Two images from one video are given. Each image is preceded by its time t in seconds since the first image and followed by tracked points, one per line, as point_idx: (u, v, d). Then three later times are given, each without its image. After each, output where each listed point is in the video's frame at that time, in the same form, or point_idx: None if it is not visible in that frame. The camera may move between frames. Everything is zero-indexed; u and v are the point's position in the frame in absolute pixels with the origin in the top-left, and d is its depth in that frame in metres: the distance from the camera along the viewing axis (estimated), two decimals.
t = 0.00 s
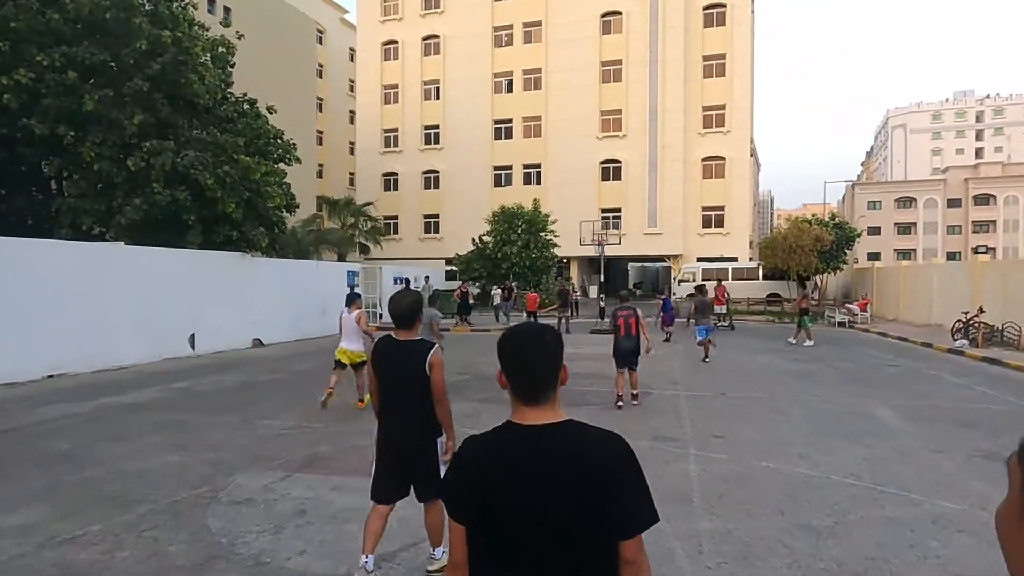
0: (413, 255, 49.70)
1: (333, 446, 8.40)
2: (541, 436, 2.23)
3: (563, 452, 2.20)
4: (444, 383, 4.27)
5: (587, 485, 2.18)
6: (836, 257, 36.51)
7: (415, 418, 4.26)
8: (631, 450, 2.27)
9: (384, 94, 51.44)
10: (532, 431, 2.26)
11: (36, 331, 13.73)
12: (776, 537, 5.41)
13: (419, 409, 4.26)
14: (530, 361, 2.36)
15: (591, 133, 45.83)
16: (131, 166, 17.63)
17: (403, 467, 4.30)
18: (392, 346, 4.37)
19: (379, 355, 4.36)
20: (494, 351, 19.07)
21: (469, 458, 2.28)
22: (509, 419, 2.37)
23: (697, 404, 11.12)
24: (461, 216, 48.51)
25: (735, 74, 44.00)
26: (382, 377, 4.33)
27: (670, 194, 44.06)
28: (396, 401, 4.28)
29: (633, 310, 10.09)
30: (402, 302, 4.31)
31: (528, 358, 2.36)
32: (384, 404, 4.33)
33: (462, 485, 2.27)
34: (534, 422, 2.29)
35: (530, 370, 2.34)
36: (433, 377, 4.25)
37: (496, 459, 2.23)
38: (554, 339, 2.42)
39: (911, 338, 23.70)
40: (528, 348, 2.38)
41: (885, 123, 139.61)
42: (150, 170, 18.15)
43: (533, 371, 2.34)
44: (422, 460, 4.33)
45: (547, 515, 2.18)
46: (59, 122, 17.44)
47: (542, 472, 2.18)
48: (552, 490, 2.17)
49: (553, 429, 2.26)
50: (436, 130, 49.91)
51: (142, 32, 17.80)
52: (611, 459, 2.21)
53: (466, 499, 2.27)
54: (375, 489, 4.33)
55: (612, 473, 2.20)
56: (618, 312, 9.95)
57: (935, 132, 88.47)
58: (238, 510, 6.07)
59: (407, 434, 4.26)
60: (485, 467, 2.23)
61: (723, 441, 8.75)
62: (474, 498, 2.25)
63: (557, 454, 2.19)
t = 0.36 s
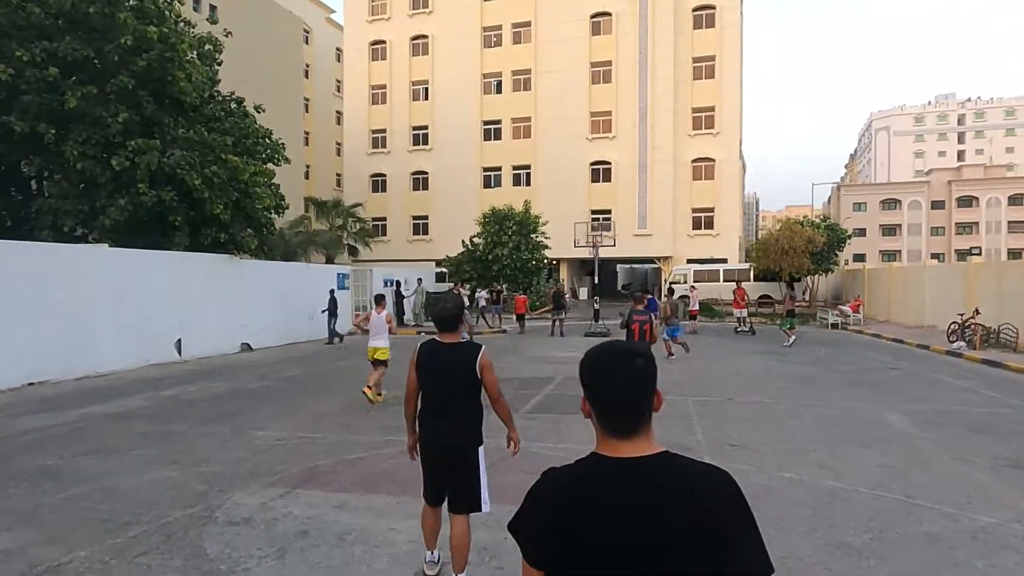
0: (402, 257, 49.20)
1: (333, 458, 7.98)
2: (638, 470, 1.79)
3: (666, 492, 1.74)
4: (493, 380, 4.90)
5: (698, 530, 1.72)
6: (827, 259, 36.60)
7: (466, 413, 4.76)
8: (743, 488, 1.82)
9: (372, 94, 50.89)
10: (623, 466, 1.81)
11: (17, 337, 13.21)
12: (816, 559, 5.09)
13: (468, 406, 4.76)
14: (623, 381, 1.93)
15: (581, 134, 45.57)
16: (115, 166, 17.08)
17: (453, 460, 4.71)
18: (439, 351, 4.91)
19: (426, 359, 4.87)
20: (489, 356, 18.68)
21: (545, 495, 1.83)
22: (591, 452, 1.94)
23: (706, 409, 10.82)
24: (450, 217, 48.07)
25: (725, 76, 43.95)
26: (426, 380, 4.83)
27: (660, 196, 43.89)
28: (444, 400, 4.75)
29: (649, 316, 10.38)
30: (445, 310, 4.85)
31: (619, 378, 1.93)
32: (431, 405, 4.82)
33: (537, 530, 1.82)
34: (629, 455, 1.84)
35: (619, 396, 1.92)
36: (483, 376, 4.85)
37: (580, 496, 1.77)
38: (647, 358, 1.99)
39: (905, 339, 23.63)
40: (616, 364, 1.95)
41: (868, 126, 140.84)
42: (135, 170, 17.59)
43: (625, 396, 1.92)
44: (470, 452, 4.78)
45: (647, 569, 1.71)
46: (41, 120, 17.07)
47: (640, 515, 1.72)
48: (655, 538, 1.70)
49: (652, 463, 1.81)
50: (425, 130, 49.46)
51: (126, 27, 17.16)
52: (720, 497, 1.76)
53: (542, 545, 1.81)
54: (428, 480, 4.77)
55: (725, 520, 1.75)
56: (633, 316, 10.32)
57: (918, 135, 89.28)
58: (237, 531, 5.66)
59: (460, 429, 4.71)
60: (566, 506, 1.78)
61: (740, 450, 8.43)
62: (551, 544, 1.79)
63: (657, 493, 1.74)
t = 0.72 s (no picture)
0: (383, 257, 48.62)
1: (328, 467, 7.61)
2: (797, 489, 1.71)
3: (838, 517, 1.67)
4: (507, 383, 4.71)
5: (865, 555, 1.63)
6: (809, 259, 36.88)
7: (480, 415, 4.57)
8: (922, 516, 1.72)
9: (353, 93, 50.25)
10: (781, 480, 1.74)
11: None
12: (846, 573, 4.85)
13: (484, 409, 4.57)
14: (788, 393, 1.80)
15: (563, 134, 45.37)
16: (90, 162, 16.48)
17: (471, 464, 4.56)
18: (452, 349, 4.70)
19: (439, 359, 4.68)
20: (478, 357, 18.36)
21: (697, 505, 1.80)
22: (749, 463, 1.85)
23: (707, 412, 10.62)
24: (432, 218, 47.61)
25: (707, 76, 44.03)
26: (439, 380, 4.65)
27: (643, 196, 43.83)
28: (459, 402, 4.56)
29: (650, 315, 10.18)
30: (459, 308, 4.64)
31: (785, 390, 1.80)
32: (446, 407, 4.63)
33: (687, 543, 1.79)
34: (800, 472, 1.75)
35: (787, 407, 1.80)
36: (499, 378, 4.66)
37: (732, 508, 1.73)
38: (825, 364, 1.86)
39: (890, 339, 23.73)
40: (791, 373, 1.81)
41: (844, 127, 142.66)
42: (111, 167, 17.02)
43: (797, 407, 1.79)
44: (487, 456, 4.60)
45: None
46: (13, 116, 16.55)
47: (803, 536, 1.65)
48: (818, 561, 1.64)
49: (813, 483, 1.72)
50: (406, 130, 48.94)
51: (102, 19, 16.55)
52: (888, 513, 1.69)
53: (694, 560, 1.76)
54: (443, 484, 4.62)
55: (899, 542, 1.66)
56: (635, 317, 10.14)
57: (892, 137, 90.66)
58: (231, 549, 5.28)
59: (474, 432, 4.53)
60: (717, 517, 1.75)
61: (748, 455, 8.19)
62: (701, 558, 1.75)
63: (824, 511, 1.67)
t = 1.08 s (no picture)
0: (366, 253, 47.98)
1: (324, 469, 7.27)
2: (988, 487, 1.76)
3: (1010, 516, 1.71)
4: (523, 374, 4.70)
5: None
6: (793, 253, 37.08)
7: (492, 405, 4.55)
8: None
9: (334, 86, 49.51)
10: (968, 471, 1.79)
11: None
12: None
13: (495, 399, 4.54)
14: (976, 383, 1.81)
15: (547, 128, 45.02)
16: (65, 153, 15.90)
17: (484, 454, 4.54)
18: (469, 338, 4.69)
19: (455, 347, 4.68)
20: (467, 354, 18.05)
21: (869, 497, 1.86)
22: (926, 449, 1.91)
23: (708, 408, 10.46)
24: (415, 212, 47.10)
25: (691, 71, 43.94)
26: (455, 369, 4.66)
27: (627, 191, 43.67)
28: (472, 391, 4.56)
29: (651, 308, 9.96)
30: (480, 298, 4.62)
31: (975, 377, 1.81)
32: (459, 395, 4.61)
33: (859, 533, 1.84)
34: (980, 461, 1.80)
35: (979, 396, 1.81)
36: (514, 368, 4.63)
37: (914, 502, 1.79)
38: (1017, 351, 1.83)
39: (878, 333, 23.81)
40: (977, 363, 1.81)
41: (821, 123, 143.99)
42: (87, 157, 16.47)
43: (997, 393, 1.80)
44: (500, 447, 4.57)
45: None
46: None
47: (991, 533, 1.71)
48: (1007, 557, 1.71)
49: (1001, 479, 1.77)
50: (389, 123, 48.31)
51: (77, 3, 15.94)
52: None
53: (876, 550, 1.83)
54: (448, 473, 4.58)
55: None
56: (636, 312, 9.92)
57: (870, 133, 91.63)
58: (229, 560, 4.94)
59: (487, 420, 4.51)
60: (898, 511, 1.80)
61: (757, 452, 7.99)
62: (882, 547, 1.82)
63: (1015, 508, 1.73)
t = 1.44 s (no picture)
0: (352, 248, 47.50)
1: (325, 469, 7.07)
2: None
3: None
4: (548, 360, 5.12)
5: None
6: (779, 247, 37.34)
7: (524, 388, 4.94)
8: None
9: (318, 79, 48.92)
10: None
11: None
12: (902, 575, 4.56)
13: (527, 383, 4.93)
14: None
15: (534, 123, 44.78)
16: (45, 145, 15.50)
17: (516, 434, 4.91)
18: (500, 326, 5.04)
19: (488, 335, 5.00)
20: (459, 350, 17.87)
21: (943, 487, 1.89)
22: (996, 443, 1.95)
23: (709, 404, 10.39)
24: (401, 207, 46.68)
25: (678, 66, 43.87)
26: (487, 356, 4.96)
27: (614, 185, 43.57)
28: (504, 376, 4.91)
29: (654, 305, 9.87)
30: (509, 290, 5.01)
31: None
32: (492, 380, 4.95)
33: (933, 524, 1.87)
34: None
35: None
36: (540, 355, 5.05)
37: (982, 492, 1.86)
38: None
39: (866, 327, 23.96)
40: None
41: (803, 119, 145.22)
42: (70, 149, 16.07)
43: None
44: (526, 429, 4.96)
45: None
46: None
47: None
48: None
49: None
50: (374, 117, 47.80)
51: None
52: None
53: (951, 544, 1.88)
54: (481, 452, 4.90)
55: None
56: (638, 306, 9.83)
57: (851, 129, 92.43)
58: (235, 565, 4.75)
59: (520, 402, 4.90)
60: (970, 498, 1.86)
61: (763, 447, 7.90)
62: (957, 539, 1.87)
63: None
